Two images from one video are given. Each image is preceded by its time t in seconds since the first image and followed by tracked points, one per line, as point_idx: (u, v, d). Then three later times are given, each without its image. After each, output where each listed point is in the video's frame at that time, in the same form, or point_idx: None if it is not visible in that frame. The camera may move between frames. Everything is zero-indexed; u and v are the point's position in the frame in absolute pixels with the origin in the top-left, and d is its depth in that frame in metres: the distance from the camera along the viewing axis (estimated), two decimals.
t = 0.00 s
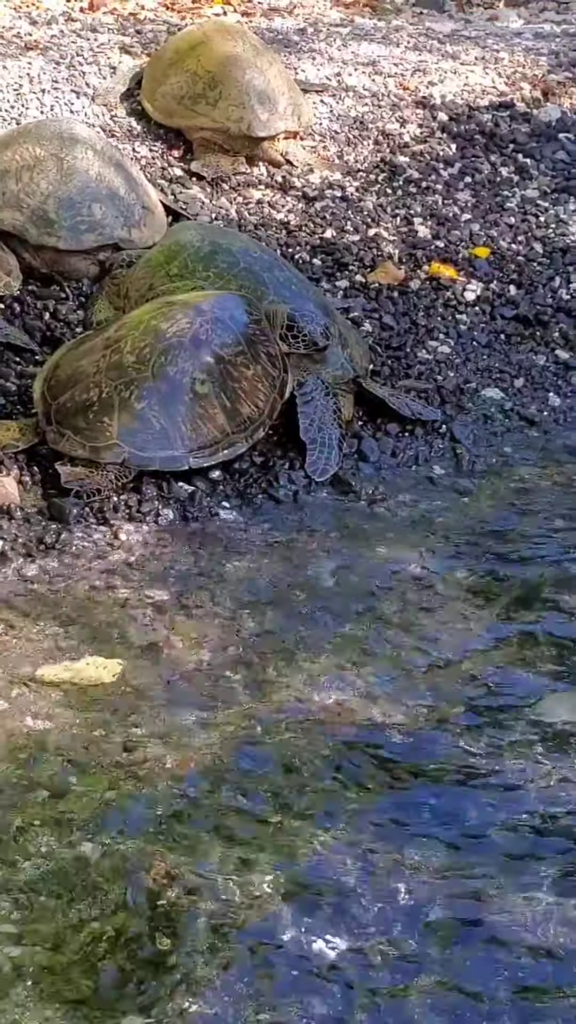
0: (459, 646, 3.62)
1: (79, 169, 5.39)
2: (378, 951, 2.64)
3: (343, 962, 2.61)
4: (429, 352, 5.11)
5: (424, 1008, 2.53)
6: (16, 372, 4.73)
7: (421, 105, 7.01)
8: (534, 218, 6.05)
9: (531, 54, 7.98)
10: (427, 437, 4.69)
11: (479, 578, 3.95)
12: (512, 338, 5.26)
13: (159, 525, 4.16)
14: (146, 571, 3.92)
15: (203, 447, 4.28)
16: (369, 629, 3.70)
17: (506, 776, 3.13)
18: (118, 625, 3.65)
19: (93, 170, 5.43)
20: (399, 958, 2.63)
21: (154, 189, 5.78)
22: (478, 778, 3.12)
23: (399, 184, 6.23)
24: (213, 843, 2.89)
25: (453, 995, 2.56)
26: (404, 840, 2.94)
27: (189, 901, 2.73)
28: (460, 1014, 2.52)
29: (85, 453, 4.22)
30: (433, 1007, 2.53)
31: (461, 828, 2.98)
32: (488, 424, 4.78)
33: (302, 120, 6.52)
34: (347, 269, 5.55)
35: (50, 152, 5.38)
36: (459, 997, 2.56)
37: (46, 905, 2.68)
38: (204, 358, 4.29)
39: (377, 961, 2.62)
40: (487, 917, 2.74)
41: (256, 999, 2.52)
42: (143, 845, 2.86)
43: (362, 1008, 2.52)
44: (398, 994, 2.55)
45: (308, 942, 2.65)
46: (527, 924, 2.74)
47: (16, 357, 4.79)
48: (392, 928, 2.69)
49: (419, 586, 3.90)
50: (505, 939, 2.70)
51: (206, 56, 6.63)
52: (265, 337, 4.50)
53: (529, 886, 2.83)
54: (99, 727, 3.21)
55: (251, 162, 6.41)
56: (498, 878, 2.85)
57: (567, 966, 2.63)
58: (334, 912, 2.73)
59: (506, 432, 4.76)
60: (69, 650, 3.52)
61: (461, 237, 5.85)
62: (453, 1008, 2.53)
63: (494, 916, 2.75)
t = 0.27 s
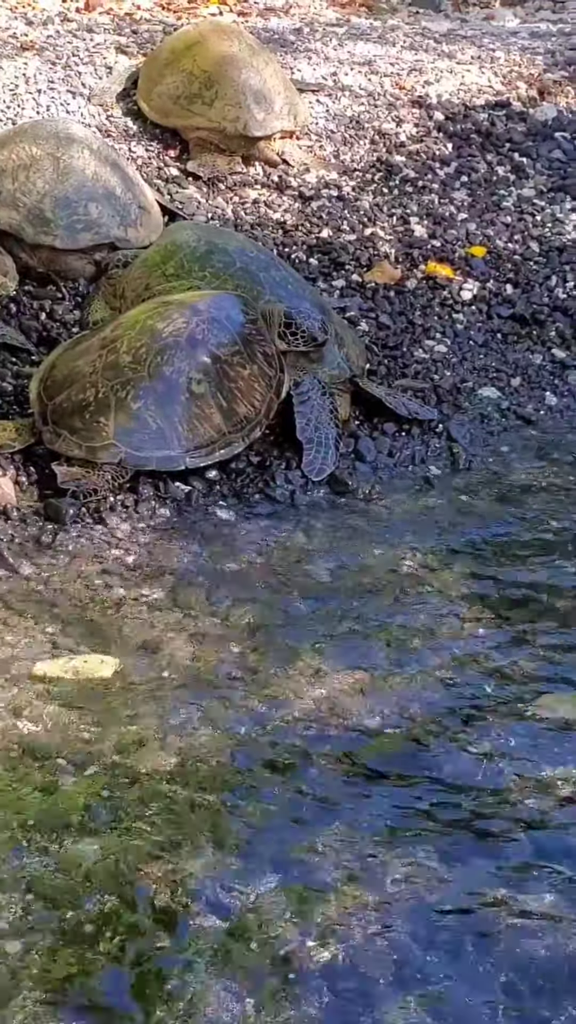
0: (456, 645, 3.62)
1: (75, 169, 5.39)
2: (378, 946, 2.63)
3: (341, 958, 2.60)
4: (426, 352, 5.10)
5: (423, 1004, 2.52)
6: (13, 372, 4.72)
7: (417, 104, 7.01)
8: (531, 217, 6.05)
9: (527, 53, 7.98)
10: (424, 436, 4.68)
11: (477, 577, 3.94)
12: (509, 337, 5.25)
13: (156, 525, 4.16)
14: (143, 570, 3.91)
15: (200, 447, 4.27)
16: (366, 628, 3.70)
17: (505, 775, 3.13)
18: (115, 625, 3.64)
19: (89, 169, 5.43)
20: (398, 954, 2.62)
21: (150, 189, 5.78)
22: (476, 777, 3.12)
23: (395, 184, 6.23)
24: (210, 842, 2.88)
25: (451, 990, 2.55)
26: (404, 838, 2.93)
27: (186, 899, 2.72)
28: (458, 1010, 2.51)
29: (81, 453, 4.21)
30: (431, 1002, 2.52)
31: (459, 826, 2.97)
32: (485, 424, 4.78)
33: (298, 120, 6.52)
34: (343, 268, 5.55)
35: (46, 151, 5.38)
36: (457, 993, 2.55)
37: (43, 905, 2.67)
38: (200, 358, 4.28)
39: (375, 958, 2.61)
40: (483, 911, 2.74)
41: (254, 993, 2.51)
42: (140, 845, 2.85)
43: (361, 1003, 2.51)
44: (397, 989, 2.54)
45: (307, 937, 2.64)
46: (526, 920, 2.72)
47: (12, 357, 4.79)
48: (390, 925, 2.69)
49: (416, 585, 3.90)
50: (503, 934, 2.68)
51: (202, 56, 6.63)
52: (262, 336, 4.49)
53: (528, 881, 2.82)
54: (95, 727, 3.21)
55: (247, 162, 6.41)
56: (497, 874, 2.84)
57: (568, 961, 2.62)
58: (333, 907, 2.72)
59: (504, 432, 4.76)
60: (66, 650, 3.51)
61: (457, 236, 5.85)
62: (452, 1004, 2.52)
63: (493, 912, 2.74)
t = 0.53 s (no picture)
0: (454, 645, 3.62)
1: (72, 168, 5.38)
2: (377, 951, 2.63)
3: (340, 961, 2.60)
4: (423, 351, 5.10)
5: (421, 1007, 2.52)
6: (10, 372, 4.71)
7: (414, 104, 7.00)
8: (528, 216, 6.05)
9: (523, 52, 7.97)
10: (422, 435, 4.68)
11: (474, 577, 3.94)
12: (506, 336, 5.25)
13: (153, 525, 4.16)
14: (141, 570, 3.91)
15: (197, 447, 4.27)
16: (364, 628, 3.70)
17: (504, 775, 3.12)
18: (113, 625, 3.64)
19: (86, 168, 5.42)
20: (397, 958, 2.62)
21: (147, 189, 5.77)
22: (474, 777, 3.12)
23: (392, 183, 6.23)
24: (208, 843, 2.88)
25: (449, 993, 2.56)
26: (402, 840, 2.92)
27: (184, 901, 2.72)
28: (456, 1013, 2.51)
29: (78, 453, 4.21)
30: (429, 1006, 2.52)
31: (456, 826, 2.97)
32: (482, 423, 4.78)
33: (295, 119, 6.51)
34: (341, 268, 5.54)
35: (43, 150, 5.37)
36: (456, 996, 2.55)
37: (42, 907, 2.67)
38: (197, 357, 4.28)
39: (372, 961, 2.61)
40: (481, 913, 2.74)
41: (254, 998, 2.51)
42: (138, 846, 2.85)
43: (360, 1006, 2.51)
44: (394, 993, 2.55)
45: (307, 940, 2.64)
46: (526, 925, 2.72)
47: (9, 357, 4.78)
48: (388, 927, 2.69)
49: (414, 585, 3.90)
50: (501, 937, 2.69)
51: (198, 55, 6.63)
52: (259, 336, 4.49)
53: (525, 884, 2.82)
54: (93, 727, 3.20)
55: (244, 162, 6.41)
56: (496, 877, 2.84)
57: (568, 965, 2.63)
58: (332, 909, 2.72)
59: (501, 431, 4.76)
60: (64, 650, 3.51)
61: (454, 236, 5.85)
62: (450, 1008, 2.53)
63: (492, 914, 2.74)
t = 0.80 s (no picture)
0: (451, 645, 3.62)
1: (69, 168, 5.38)
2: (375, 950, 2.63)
3: (341, 961, 2.60)
4: (421, 351, 5.10)
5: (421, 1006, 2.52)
6: (8, 373, 4.71)
7: (411, 103, 7.01)
8: (525, 216, 6.05)
9: (520, 52, 7.98)
10: (420, 435, 4.68)
11: (471, 577, 3.94)
12: (504, 336, 5.25)
13: (151, 525, 4.16)
14: (139, 571, 3.90)
15: (195, 447, 4.27)
16: (362, 628, 3.69)
17: (503, 774, 3.13)
18: (110, 625, 3.64)
19: (83, 168, 5.42)
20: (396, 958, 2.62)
21: (144, 189, 5.77)
22: (471, 777, 3.12)
23: (389, 183, 6.23)
24: (205, 843, 2.87)
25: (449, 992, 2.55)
26: (400, 840, 2.92)
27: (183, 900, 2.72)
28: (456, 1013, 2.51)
29: (76, 453, 4.20)
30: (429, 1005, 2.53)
31: (455, 827, 2.97)
32: (480, 423, 4.78)
33: (292, 119, 6.51)
34: (338, 268, 5.54)
35: (40, 150, 5.37)
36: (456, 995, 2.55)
37: (38, 908, 2.66)
38: (195, 357, 4.28)
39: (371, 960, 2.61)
40: (481, 914, 2.74)
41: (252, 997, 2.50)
42: (136, 846, 2.85)
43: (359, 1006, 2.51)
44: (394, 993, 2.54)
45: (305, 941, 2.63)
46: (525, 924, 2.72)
47: (6, 357, 4.78)
48: (388, 927, 2.68)
49: (412, 584, 3.90)
50: (501, 937, 2.69)
51: (196, 56, 6.62)
52: (257, 336, 4.49)
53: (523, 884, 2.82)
54: (91, 728, 3.20)
55: (241, 162, 6.40)
56: (494, 877, 2.84)
57: (566, 963, 2.62)
58: (330, 909, 2.71)
59: (498, 431, 4.76)
60: (61, 650, 3.50)
61: (451, 236, 5.85)
62: (450, 1006, 2.52)
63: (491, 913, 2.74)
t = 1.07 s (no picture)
0: (453, 648, 3.62)
1: (70, 171, 5.38)
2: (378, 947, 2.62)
3: (343, 957, 2.58)
4: (422, 353, 5.10)
5: (425, 1000, 2.51)
6: (9, 376, 4.71)
7: (412, 106, 7.02)
8: (526, 219, 6.06)
9: (520, 54, 7.99)
10: (421, 438, 4.68)
11: (473, 580, 3.95)
12: (505, 339, 5.26)
13: (152, 528, 4.18)
14: (140, 574, 3.91)
15: (196, 449, 4.27)
16: (364, 631, 3.70)
17: (505, 777, 3.13)
18: (112, 628, 3.64)
19: (84, 171, 5.42)
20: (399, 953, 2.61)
21: (145, 191, 5.77)
22: (474, 779, 3.12)
23: (390, 185, 6.24)
24: (208, 846, 2.87)
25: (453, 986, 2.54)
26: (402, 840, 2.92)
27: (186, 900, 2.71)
28: (460, 1006, 2.49)
29: (77, 456, 4.20)
30: (433, 999, 2.51)
31: (458, 828, 2.97)
32: (481, 426, 4.79)
33: (293, 122, 6.52)
34: (339, 270, 5.55)
35: (41, 153, 5.38)
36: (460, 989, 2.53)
37: (40, 909, 2.66)
38: (196, 360, 4.28)
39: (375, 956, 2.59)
40: (484, 911, 2.72)
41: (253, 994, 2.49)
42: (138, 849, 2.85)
43: (362, 1000, 2.50)
44: (398, 987, 2.53)
45: (306, 938, 2.63)
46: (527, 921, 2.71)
47: (8, 360, 4.79)
48: (391, 924, 2.68)
49: (414, 587, 3.90)
50: (505, 932, 2.67)
51: (196, 58, 6.63)
52: (258, 338, 4.49)
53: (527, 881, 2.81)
54: (93, 732, 3.21)
55: (242, 164, 6.41)
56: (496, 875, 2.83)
57: (571, 957, 2.61)
58: (331, 909, 2.71)
59: (500, 434, 4.76)
60: (63, 654, 3.50)
61: (452, 238, 5.86)
62: (454, 1000, 2.51)
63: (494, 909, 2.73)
